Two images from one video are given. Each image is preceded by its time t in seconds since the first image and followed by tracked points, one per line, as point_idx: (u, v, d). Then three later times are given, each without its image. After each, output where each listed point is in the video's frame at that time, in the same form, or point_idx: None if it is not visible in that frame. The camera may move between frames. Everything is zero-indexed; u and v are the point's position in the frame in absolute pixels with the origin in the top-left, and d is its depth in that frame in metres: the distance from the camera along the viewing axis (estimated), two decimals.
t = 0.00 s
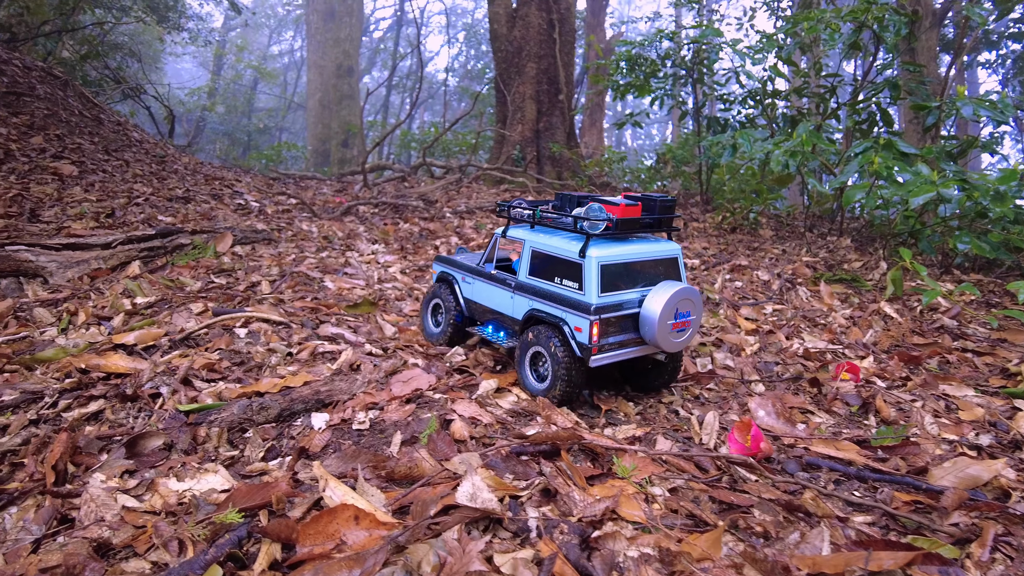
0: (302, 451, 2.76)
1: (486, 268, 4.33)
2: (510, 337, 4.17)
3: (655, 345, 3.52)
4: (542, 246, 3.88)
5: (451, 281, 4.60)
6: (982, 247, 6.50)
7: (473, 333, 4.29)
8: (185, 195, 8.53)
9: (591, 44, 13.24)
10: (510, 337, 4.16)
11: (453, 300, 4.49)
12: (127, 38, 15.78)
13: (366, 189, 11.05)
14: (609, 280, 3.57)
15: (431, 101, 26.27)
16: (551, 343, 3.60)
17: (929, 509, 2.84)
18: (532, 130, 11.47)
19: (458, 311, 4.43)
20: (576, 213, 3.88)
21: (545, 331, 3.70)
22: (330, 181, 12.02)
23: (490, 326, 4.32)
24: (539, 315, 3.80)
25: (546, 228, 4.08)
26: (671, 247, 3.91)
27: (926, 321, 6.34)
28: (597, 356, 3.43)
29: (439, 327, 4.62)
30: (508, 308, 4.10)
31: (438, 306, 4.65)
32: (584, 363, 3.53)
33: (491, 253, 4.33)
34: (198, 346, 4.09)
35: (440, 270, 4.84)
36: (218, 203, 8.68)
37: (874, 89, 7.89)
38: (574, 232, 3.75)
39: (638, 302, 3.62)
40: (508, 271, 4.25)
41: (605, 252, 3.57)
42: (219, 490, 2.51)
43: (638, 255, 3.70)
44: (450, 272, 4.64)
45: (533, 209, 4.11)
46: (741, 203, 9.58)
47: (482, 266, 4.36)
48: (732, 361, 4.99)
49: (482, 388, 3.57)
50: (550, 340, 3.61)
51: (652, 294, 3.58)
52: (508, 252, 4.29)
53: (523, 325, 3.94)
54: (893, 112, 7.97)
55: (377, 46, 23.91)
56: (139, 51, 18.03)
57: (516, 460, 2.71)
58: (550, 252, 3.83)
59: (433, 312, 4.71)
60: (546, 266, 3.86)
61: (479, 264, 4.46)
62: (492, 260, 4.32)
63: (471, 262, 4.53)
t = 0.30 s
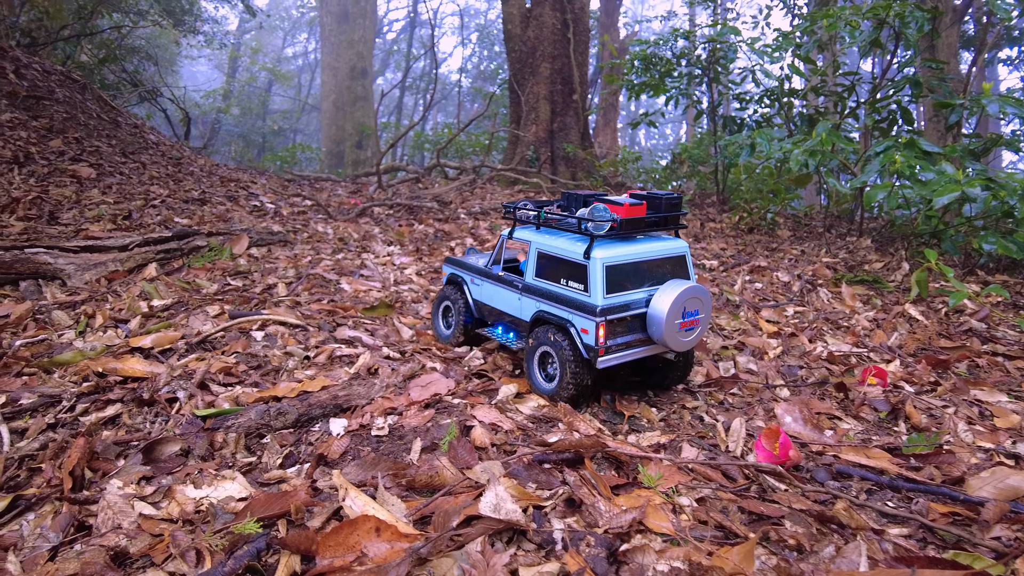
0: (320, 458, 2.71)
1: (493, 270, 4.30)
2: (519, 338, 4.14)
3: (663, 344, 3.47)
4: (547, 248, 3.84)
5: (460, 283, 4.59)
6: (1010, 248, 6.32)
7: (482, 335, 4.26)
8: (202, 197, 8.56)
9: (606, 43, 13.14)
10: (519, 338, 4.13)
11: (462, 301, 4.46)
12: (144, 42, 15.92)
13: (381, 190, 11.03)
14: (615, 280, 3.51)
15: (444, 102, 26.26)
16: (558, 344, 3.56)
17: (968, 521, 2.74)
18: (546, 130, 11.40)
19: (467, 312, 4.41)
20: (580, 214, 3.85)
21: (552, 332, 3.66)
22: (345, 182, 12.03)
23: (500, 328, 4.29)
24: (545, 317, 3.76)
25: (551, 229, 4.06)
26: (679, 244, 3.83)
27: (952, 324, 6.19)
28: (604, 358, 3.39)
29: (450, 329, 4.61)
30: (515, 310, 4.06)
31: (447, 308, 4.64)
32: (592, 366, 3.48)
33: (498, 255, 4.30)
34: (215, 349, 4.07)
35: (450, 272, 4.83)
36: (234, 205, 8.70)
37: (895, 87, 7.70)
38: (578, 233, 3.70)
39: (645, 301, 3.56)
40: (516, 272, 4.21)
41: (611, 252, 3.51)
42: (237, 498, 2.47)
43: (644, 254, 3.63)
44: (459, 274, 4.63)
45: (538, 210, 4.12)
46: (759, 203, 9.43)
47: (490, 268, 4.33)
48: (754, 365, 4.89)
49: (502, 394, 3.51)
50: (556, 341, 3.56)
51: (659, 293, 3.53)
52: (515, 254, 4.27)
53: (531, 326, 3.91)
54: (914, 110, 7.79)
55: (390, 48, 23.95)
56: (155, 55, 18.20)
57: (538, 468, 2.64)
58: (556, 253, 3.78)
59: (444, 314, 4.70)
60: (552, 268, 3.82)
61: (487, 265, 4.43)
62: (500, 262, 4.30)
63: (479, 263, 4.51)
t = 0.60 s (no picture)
0: (338, 464, 2.70)
1: (498, 267, 4.39)
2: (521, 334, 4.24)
3: (659, 347, 3.54)
4: (551, 249, 3.91)
5: (465, 279, 4.68)
6: None
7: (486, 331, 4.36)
8: (217, 200, 8.61)
9: (620, 43, 13.06)
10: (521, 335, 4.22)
11: (467, 297, 4.56)
12: (160, 45, 16.07)
13: (395, 192, 11.03)
14: (615, 283, 3.58)
15: (456, 103, 26.25)
16: (559, 341, 3.64)
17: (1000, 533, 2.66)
18: (559, 131, 11.35)
19: (471, 308, 4.51)
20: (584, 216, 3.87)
21: (553, 329, 3.74)
22: (359, 184, 12.05)
23: (502, 324, 4.39)
24: (546, 315, 3.85)
25: (555, 232, 4.07)
26: (678, 250, 3.90)
27: (976, 327, 6.06)
28: (602, 357, 3.48)
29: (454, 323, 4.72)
30: (518, 307, 4.16)
31: (452, 303, 4.74)
32: (590, 364, 3.56)
33: (502, 253, 4.38)
34: (231, 353, 4.07)
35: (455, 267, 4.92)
36: (249, 207, 8.74)
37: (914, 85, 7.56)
38: (580, 236, 3.77)
39: (643, 304, 3.64)
40: (519, 270, 4.30)
41: (611, 256, 3.58)
42: (255, 504, 2.45)
43: (644, 258, 3.70)
44: (464, 270, 4.72)
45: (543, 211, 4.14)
46: (775, 203, 9.30)
47: (494, 265, 4.42)
48: (774, 369, 4.82)
49: (519, 399, 3.47)
50: (558, 338, 3.65)
51: (657, 296, 3.59)
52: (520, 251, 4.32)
53: (532, 324, 4.00)
54: (933, 109, 7.65)
55: (403, 50, 24.01)
56: (171, 58, 18.37)
57: (558, 475, 2.61)
58: (559, 255, 3.86)
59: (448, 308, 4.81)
60: (554, 268, 3.90)
61: (492, 262, 4.52)
62: (505, 259, 4.33)
63: (484, 260, 4.60)
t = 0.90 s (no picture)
0: (356, 472, 2.66)
1: (504, 266, 4.45)
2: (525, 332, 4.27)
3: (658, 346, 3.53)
4: (557, 248, 3.95)
5: (472, 277, 4.75)
6: None
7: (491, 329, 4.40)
8: (232, 202, 8.64)
9: (633, 44, 12.97)
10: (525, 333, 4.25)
11: (473, 295, 4.63)
12: (175, 49, 16.19)
13: (407, 195, 11.01)
14: (617, 282, 3.59)
15: (468, 104, 26.24)
16: (561, 336, 3.67)
17: None
18: (572, 132, 11.28)
19: (477, 306, 4.57)
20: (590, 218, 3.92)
21: (556, 325, 3.77)
22: (372, 186, 12.05)
23: (507, 322, 4.43)
24: (550, 312, 3.87)
25: (561, 232, 4.16)
26: (681, 253, 3.90)
27: (1002, 330, 5.92)
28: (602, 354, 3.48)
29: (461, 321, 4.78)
30: (522, 305, 4.19)
31: (460, 301, 4.81)
32: (591, 361, 3.56)
33: (510, 252, 4.43)
34: (248, 357, 4.05)
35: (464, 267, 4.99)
36: (264, 210, 8.76)
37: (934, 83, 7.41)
38: (586, 235, 3.81)
39: (645, 304, 3.63)
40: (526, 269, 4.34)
41: (615, 256, 3.60)
42: (273, 513, 2.43)
43: (647, 259, 3.71)
44: (472, 269, 4.79)
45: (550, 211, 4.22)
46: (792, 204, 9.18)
47: (501, 264, 4.48)
48: (794, 374, 4.73)
49: (538, 405, 3.42)
50: (561, 333, 3.68)
51: (658, 297, 3.58)
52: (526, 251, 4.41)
53: (536, 321, 4.03)
54: (954, 108, 7.49)
55: (416, 52, 24.05)
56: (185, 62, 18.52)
57: (580, 486, 2.56)
58: (564, 254, 3.89)
59: (456, 307, 4.87)
60: (560, 267, 3.93)
61: (499, 261, 4.58)
62: (511, 258, 4.43)
63: (491, 259, 4.66)
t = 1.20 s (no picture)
0: (369, 477, 2.66)
1: (503, 265, 4.57)
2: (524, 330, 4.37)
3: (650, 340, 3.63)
4: (551, 247, 4.06)
5: (473, 278, 4.86)
6: None
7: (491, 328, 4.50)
8: (245, 205, 8.69)
9: (644, 45, 12.91)
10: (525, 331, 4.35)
11: (474, 296, 4.73)
12: (188, 53, 16.33)
13: (419, 197, 11.03)
14: (609, 278, 3.72)
15: (478, 106, 26.25)
16: (557, 332, 3.80)
17: None
18: (583, 134, 11.25)
19: (478, 305, 4.68)
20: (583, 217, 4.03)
21: (552, 321, 3.90)
22: (383, 188, 12.08)
23: (506, 320, 4.54)
24: (546, 309, 3.99)
25: (556, 231, 4.27)
26: (672, 250, 4.00)
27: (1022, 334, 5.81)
28: (595, 347, 3.59)
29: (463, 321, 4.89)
30: (520, 303, 4.30)
31: (461, 302, 4.91)
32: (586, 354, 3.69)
33: (508, 253, 4.55)
34: (261, 361, 4.07)
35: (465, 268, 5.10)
36: (276, 212, 8.81)
37: (950, 83, 7.30)
38: (579, 234, 3.94)
39: (637, 299, 3.74)
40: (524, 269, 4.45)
41: (607, 252, 3.72)
42: (285, 518, 2.43)
43: (639, 256, 3.82)
44: (472, 270, 4.90)
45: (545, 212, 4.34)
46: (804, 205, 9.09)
47: (500, 264, 4.60)
48: (809, 378, 4.69)
49: (550, 410, 3.39)
50: (556, 329, 3.81)
51: (650, 292, 3.69)
52: (524, 252, 4.54)
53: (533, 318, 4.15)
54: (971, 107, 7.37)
55: (426, 54, 24.10)
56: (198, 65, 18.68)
57: (593, 492, 2.54)
58: (558, 252, 4.00)
59: (458, 307, 4.98)
60: (555, 265, 4.05)
61: (498, 261, 4.70)
62: (510, 258, 4.54)
63: (491, 259, 4.78)
